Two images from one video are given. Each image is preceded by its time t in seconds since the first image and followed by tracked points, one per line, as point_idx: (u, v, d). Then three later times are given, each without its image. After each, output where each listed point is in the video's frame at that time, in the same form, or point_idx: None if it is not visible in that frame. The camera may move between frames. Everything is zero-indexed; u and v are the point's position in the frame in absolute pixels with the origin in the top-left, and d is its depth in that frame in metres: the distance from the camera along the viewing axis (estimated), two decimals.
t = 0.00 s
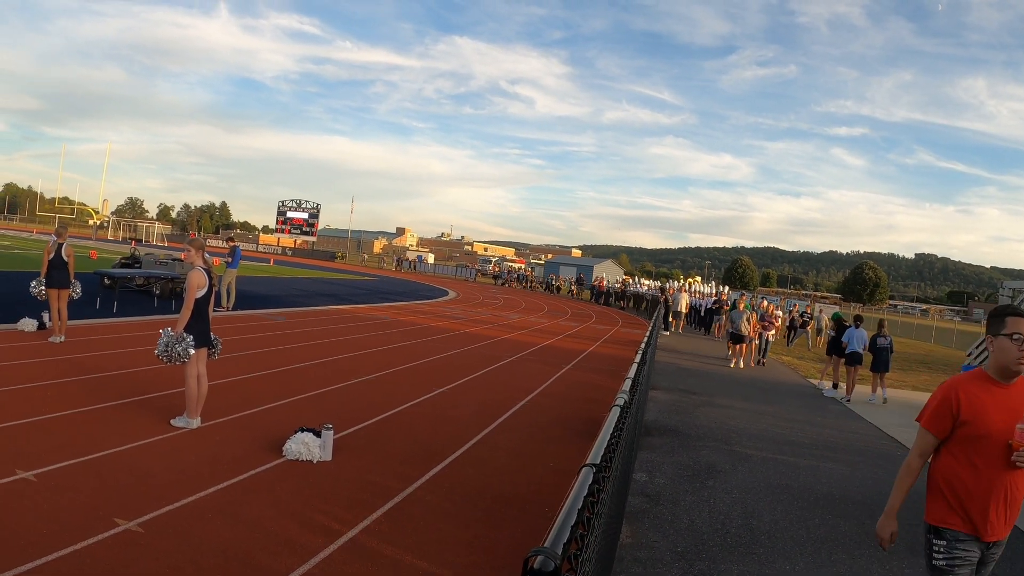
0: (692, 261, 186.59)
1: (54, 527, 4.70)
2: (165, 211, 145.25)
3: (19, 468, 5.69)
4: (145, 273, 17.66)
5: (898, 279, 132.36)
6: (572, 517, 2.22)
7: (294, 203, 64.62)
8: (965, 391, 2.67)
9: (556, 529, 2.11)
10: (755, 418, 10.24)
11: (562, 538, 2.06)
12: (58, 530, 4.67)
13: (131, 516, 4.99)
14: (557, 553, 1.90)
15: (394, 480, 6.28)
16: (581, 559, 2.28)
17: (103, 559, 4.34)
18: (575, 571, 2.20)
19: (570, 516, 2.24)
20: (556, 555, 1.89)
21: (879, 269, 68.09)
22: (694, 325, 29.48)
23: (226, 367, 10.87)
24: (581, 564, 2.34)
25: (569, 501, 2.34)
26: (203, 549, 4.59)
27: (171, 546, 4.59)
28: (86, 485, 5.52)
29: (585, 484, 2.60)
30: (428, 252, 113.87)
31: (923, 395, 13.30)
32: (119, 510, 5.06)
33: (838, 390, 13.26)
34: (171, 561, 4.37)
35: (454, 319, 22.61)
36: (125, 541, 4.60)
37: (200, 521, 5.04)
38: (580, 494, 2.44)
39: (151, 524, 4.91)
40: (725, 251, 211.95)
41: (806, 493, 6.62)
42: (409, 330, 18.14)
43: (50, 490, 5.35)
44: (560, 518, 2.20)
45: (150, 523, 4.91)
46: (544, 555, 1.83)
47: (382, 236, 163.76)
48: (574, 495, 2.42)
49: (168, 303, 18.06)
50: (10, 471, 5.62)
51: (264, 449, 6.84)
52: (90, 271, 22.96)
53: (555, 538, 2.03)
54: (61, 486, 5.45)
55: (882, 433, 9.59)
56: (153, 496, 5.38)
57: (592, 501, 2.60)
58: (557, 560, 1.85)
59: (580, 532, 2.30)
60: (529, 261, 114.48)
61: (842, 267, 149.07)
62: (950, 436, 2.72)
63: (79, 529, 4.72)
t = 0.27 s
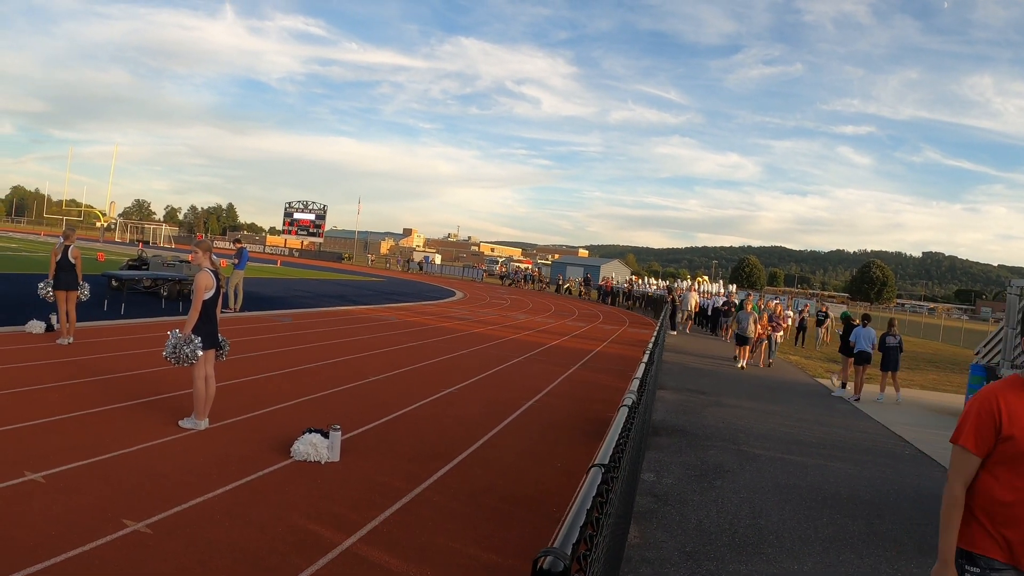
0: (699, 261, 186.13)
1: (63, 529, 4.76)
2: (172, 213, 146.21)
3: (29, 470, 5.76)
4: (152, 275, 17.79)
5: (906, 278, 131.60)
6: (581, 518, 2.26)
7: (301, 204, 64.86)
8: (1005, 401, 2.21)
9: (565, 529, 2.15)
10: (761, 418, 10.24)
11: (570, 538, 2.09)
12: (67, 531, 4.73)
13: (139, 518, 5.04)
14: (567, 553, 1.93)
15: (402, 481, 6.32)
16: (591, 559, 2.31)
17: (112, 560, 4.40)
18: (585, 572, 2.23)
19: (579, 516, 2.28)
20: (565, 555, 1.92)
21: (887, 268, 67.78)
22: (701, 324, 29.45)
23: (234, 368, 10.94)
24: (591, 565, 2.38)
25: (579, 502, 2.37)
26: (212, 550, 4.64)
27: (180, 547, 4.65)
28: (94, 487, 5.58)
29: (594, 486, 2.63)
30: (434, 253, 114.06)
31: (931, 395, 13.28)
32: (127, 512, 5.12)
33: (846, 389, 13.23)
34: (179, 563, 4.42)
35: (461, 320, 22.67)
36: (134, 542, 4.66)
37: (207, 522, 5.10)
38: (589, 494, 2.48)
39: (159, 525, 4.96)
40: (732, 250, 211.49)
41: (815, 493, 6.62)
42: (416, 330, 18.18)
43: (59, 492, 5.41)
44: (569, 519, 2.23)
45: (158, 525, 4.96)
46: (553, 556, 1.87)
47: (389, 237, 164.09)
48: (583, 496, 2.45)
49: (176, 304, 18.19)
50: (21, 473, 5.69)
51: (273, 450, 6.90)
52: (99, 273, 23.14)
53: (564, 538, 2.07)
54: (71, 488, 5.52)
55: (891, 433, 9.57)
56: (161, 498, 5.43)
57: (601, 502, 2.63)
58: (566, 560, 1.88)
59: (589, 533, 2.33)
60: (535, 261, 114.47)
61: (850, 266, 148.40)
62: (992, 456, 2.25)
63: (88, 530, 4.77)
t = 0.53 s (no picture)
0: (705, 258, 185.66)
1: (71, 526, 4.81)
2: (178, 211, 146.68)
3: (36, 468, 5.81)
4: (158, 273, 17.87)
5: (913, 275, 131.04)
6: (588, 514, 2.28)
7: (306, 202, 64.98)
8: None
9: (573, 526, 2.18)
10: (766, 415, 10.25)
11: (577, 535, 2.12)
12: (75, 528, 4.78)
13: (146, 515, 5.09)
14: (574, 550, 1.96)
15: (408, 478, 6.36)
16: (598, 555, 2.33)
17: (119, 556, 4.45)
18: (592, 567, 2.25)
19: (586, 512, 2.31)
20: (573, 552, 1.95)
21: (893, 265, 67.48)
22: (706, 322, 29.42)
23: (241, 365, 11.01)
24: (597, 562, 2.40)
25: (587, 499, 2.40)
26: (219, 548, 4.68)
27: (186, 544, 4.70)
28: (102, 484, 5.64)
29: (600, 483, 2.65)
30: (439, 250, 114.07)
31: (938, 392, 13.24)
32: (134, 509, 5.17)
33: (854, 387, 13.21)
34: (186, 560, 4.46)
35: (467, 317, 22.71)
36: (140, 539, 4.71)
37: (213, 519, 5.14)
38: (595, 492, 2.50)
39: (165, 522, 5.01)
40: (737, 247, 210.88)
41: (820, 490, 6.64)
42: (421, 328, 18.23)
43: (68, 489, 5.46)
44: (577, 515, 2.26)
45: (165, 521, 5.01)
46: (561, 552, 1.90)
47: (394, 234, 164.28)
48: (590, 492, 2.48)
49: (182, 302, 18.28)
50: (28, 470, 5.74)
51: (279, 448, 6.95)
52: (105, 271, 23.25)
53: (571, 535, 2.09)
54: (78, 485, 5.57)
55: (897, 430, 9.55)
56: (167, 495, 5.48)
57: (607, 500, 2.65)
58: (574, 557, 1.91)
59: (596, 530, 2.36)
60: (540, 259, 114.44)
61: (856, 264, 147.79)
62: None
63: (96, 527, 4.82)
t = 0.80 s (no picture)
0: (703, 257, 185.72)
1: (68, 524, 4.80)
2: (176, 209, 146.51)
3: (34, 467, 5.80)
4: (156, 271, 17.84)
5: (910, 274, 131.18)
6: (587, 512, 2.28)
7: (305, 200, 64.90)
8: None
9: (572, 524, 2.17)
10: (764, 414, 10.26)
11: (576, 533, 2.12)
12: (72, 527, 4.77)
13: (144, 513, 5.08)
14: (572, 548, 1.95)
15: (406, 477, 6.35)
16: (597, 554, 2.32)
17: (116, 555, 4.44)
18: (591, 566, 2.25)
19: (585, 510, 2.30)
20: (571, 550, 1.95)
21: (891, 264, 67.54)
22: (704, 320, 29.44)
23: (239, 364, 11.00)
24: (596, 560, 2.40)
25: (585, 496, 2.40)
26: (216, 546, 4.67)
27: (184, 542, 4.69)
28: (99, 483, 5.62)
29: (599, 482, 2.65)
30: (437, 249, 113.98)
31: (935, 392, 13.26)
32: (131, 507, 5.16)
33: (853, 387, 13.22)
34: (184, 558, 4.46)
35: (466, 315, 22.71)
36: (138, 538, 4.69)
37: (210, 517, 5.14)
38: (593, 489, 2.50)
39: (163, 520, 5.00)
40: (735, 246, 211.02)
41: (819, 489, 6.64)
42: (420, 326, 18.21)
43: (65, 488, 5.45)
44: (575, 513, 2.26)
45: (163, 520, 5.01)
46: (560, 550, 1.89)
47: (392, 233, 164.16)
48: (588, 491, 2.48)
49: (180, 301, 18.26)
50: (26, 469, 5.73)
51: (277, 446, 6.94)
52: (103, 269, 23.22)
53: (570, 533, 2.09)
54: (75, 484, 5.56)
55: (894, 429, 9.56)
56: (164, 493, 5.47)
57: (606, 497, 2.65)
58: (572, 555, 1.91)
59: (595, 528, 2.35)
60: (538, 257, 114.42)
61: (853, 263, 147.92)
62: None
63: (94, 526, 4.82)
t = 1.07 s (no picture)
0: (702, 255, 185.85)
1: (67, 524, 4.79)
2: (174, 208, 146.30)
3: (33, 467, 5.79)
4: (154, 270, 17.82)
5: (909, 272, 131.33)
6: (586, 511, 2.28)
7: (303, 199, 64.85)
8: None
9: (570, 522, 2.18)
10: (763, 412, 10.27)
11: (575, 531, 2.12)
12: (72, 526, 4.77)
13: (143, 513, 5.08)
14: (571, 547, 1.96)
15: (405, 476, 6.35)
16: (595, 552, 2.32)
17: (115, 555, 4.43)
18: (589, 564, 2.25)
19: (583, 508, 2.31)
20: (569, 549, 1.95)
21: (890, 262, 67.64)
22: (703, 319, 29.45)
23: (238, 363, 10.99)
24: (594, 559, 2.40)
25: (584, 495, 2.41)
26: (216, 546, 4.67)
27: (182, 542, 4.68)
28: (97, 482, 5.61)
29: (598, 480, 2.65)
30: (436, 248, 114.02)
31: (934, 390, 13.28)
32: (130, 507, 5.16)
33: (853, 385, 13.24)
34: (183, 557, 4.46)
35: (465, 314, 22.70)
36: (137, 537, 4.69)
37: (209, 517, 5.13)
38: (592, 488, 2.50)
39: (163, 520, 5.00)
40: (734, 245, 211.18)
41: (818, 487, 6.65)
42: (418, 326, 18.21)
43: (64, 488, 5.45)
44: (574, 512, 2.26)
45: (162, 519, 5.00)
46: (557, 548, 1.90)
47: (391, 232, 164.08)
48: (587, 489, 2.48)
49: (178, 300, 18.25)
50: (25, 469, 5.72)
51: (276, 445, 6.94)
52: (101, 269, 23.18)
53: (568, 531, 2.10)
54: (74, 484, 5.55)
55: (893, 427, 9.58)
56: (163, 493, 5.47)
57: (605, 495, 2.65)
58: (571, 553, 1.91)
59: (593, 526, 2.36)
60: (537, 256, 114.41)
61: (852, 261, 148.08)
62: None
63: (93, 525, 4.81)
